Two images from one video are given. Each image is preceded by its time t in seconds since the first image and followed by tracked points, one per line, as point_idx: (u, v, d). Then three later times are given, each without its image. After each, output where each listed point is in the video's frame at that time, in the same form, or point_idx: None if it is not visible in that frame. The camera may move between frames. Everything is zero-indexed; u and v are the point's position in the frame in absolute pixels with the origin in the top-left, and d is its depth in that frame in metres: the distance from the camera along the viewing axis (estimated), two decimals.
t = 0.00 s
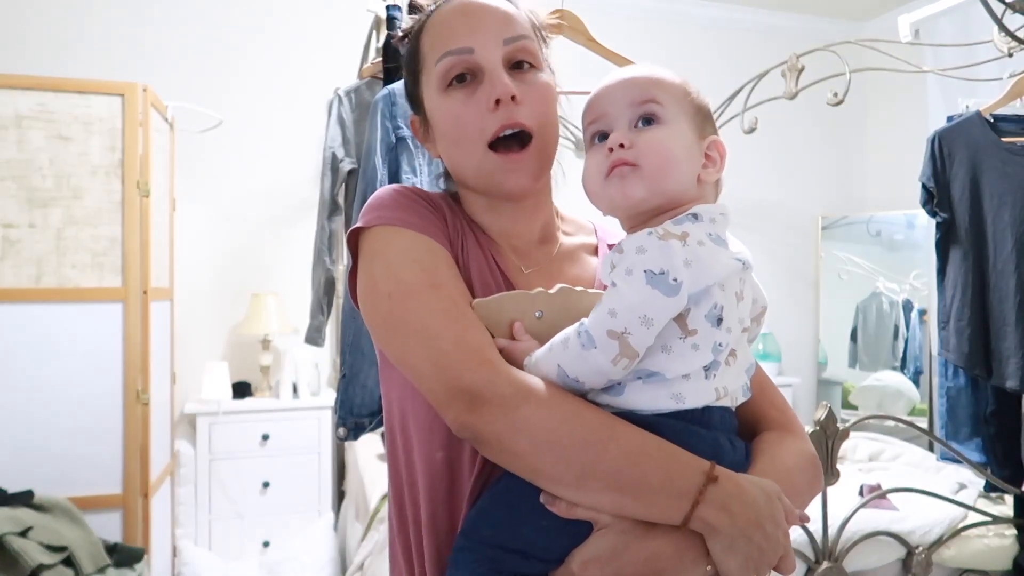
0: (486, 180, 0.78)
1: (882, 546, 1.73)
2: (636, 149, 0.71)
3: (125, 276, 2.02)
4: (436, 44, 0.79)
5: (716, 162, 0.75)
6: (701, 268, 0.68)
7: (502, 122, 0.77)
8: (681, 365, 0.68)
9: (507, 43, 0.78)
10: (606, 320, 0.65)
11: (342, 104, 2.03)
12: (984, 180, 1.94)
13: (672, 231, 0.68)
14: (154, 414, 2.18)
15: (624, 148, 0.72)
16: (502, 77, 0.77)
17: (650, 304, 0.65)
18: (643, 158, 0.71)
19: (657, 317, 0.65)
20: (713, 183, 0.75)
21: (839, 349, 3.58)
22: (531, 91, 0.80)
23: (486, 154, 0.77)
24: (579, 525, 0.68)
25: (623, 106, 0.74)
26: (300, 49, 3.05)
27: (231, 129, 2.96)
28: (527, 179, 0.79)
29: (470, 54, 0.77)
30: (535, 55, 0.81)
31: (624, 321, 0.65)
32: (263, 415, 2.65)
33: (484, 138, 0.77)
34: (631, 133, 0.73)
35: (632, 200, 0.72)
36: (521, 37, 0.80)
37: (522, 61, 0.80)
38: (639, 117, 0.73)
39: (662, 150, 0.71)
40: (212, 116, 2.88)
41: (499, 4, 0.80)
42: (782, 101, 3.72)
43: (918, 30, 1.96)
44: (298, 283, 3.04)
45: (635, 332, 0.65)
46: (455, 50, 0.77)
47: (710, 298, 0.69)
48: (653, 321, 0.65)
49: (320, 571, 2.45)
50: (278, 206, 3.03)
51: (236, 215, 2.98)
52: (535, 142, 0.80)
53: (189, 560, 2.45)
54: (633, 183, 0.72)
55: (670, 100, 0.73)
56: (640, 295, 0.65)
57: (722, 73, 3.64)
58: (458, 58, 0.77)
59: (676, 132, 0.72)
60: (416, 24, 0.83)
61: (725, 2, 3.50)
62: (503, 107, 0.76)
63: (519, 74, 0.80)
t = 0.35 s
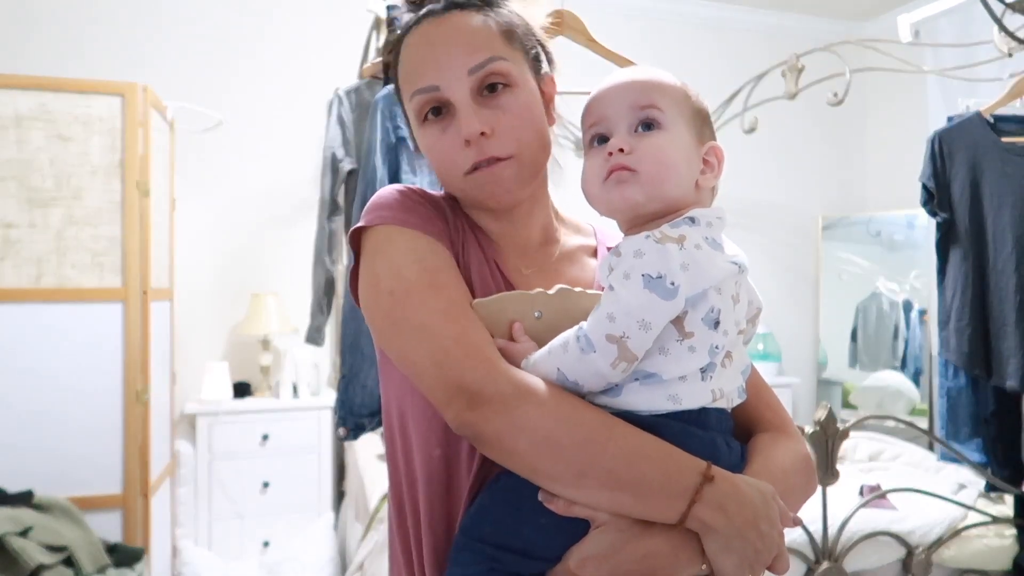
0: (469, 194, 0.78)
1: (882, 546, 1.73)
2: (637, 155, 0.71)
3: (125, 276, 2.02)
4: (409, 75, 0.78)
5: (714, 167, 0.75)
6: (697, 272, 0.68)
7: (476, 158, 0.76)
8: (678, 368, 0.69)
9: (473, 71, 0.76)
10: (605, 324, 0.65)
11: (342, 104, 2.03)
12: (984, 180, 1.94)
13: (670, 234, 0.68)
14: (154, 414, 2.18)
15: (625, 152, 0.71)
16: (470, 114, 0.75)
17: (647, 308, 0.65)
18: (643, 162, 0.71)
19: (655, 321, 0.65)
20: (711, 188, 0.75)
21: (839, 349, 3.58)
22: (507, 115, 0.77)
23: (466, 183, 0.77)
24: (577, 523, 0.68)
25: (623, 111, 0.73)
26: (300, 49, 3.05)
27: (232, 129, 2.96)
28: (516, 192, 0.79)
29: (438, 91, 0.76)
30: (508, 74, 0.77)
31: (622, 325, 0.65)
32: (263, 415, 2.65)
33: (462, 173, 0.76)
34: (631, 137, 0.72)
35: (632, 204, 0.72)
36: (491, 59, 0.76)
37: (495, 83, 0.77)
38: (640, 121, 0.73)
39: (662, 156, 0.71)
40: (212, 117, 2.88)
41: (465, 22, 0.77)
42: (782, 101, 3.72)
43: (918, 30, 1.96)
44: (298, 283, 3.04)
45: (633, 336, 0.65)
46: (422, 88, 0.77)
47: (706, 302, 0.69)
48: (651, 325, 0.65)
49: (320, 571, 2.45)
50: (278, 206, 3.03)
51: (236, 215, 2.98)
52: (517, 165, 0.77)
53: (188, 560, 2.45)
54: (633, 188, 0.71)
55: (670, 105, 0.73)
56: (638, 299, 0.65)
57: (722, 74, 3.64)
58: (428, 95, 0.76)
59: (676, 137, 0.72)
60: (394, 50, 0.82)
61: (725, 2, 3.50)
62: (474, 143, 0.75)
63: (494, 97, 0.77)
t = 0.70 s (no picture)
0: (476, 204, 0.79)
1: (882, 546, 1.73)
2: (649, 156, 0.71)
3: (125, 276, 2.02)
4: (413, 82, 0.77)
5: (724, 173, 0.75)
6: (700, 282, 0.68)
7: (485, 171, 0.76)
8: (682, 376, 0.69)
9: (482, 82, 0.75)
10: (610, 337, 0.65)
11: (342, 104, 2.03)
12: (984, 180, 1.94)
13: (672, 244, 0.68)
14: (154, 414, 2.18)
15: (637, 152, 0.71)
16: (478, 126, 0.75)
17: (651, 320, 0.65)
18: (654, 164, 0.71)
19: (659, 333, 0.65)
20: (719, 195, 0.75)
21: (839, 349, 3.58)
22: (515, 126, 0.77)
23: (475, 194, 0.77)
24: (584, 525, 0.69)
25: (639, 109, 0.73)
26: (300, 49, 3.05)
27: (232, 129, 2.96)
28: (521, 198, 0.80)
29: (444, 101, 0.75)
30: (516, 83, 0.77)
31: (627, 338, 0.65)
32: (262, 415, 2.65)
33: (472, 186, 0.77)
34: (645, 137, 0.72)
35: (639, 204, 0.71)
36: (499, 68, 0.76)
37: (502, 92, 0.77)
38: (655, 121, 0.72)
39: (675, 159, 0.71)
40: (213, 117, 2.88)
41: (472, 29, 0.75)
42: (782, 101, 3.72)
43: (918, 30, 1.96)
44: (298, 283, 3.04)
45: (639, 349, 0.65)
46: (428, 97, 0.75)
47: (709, 311, 0.69)
48: (656, 337, 0.65)
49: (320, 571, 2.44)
50: (279, 206, 3.03)
51: (236, 215, 2.98)
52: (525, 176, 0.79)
53: (188, 560, 2.45)
54: (641, 189, 0.71)
55: (687, 106, 0.72)
56: (641, 311, 0.65)
57: (722, 74, 3.64)
58: (434, 105, 0.76)
59: (690, 141, 0.72)
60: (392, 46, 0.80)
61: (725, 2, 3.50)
62: (484, 157, 0.75)
63: (501, 107, 0.77)
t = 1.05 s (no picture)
0: (484, 198, 0.79)
1: (881, 546, 1.73)
2: (677, 165, 0.70)
3: (125, 276, 2.02)
4: (424, 75, 0.77)
5: (741, 181, 0.75)
6: (710, 281, 0.68)
7: (495, 163, 0.76)
8: (691, 375, 0.69)
9: (494, 75, 0.76)
10: (624, 336, 0.65)
11: (342, 104, 2.03)
12: (984, 181, 1.94)
13: (683, 244, 0.68)
14: (154, 414, 2.18)
15: (664, 160, 0.70)
16: (490, 117, 0.75)
17: (664, 320, 0.65)
18: (681, 176, 0.70)
19: (672, 332, 0.65)
20: (733, 203, 0.76)
21: (838, 349, 3.58)
22: (526, 119, 0.77)
23: (483, 187, 0.77)
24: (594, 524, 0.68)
25: (669, 113, 0.71)
26: (300, 49, 3.05)
27: (231, 129, 2.96)
28: (530, 195, 0.80)
29: (457, 92, 0.75)
30: (527, 77, 0.78)
31: (641, 337, 0.65)
32: (263, 415, 2.65)
33: (480, 177, 0.77)
34: (673, 143, 0.71)
35: (661, 212, 0.71)
36: (511, 61, 0.76)
37: (513, 85, 0.77)
38: (684, 127, 0.71)
39: (702, 169, 0.70)
40: (213, 116, 2.88)
41: (485, 22, 0.75)
42: (782, 101, 3.72)
43: (918, 30, 1.96)
44: (298, 283, 3.04)
45: (652, 347, 0.65)
46: (441, 89, 0.75)
47: (717, 310, 0.69)
48: (669, 335, 0.65)
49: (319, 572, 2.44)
50: (279, 206, 3.03)
51: (236, 215, 2.98)
52: (533, 171, 0.78)
53: (189, 560, 2.45)
54: (667, 197, 0.70)
55: (717, 115, 0.72)
56: (654, 310, 0.65)
57: (722, 74, 3.64)
58: (446, 97, 0.76)
59: (717, 151, 0.71)
60: (402, 39, 0.80)
61: (725, 2, 3.50)
62: (495, 148, 0.75)
63: (511, 100, 0.77)
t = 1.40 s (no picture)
0: (491, 182, 0.78)
1: (882, 546, 1.73)
2: (685, 169, 0.70)
3: (125, 276, 2.02)
4: (431, 58, 0.78)
5: (743, 181, 0.76)
6: (709, 275, 0.68)
7: (503, 136, 0.75)
8: (691, 370, 0.69)
9: (502, 53, 0.77)
10: (620, 327, 0.65)
11: (342, 104, 2.03)
12: (984, 181, 1.94)
13: (682, 236, 0.68)
14: (154, 414, 2.18)
15: (672, 164, 0.70)
16: (499, 92, 0.76)
17: (665, 313, 0.65)
18: (691, 180, 0.70)
19: (671, 325, 0.65)
20: (734, 203, 0.77)
21: (838, 349, 3.58)
22: (532, 96, 0.77)
23: (488, 165, 0.76)
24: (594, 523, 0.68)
25: (677, 116, 0.71)
26: (300, 49, 3.05)
27: (232, 129, 2.96)
28: (535, 182, 0.79)
29: (465, 68, 0.76)
30: (531, 59, 0.79)
31: (637, 328, 0.65)
32: (263, 415, 2.65)
33: (486, 154, 0.76)
34: (680, 147, 0.71)
35: (666, 217, 0.71)
36: (517, 41, 0.78)
37: (518, 67, 0.78)
38: (692, 130, 0.71)
39: (709, 173, 0.71)
40: (213, 117, 2.88)
41: (490, 8, 0.78)
42: (782, 101, 3.72)
43: (918, 30, 1.96)
44: (298, 283, 3.04)
45: (648, 339, 0.65)
46: (449, 66, 0.76)
47: (718, 304, 0.69)
48: (665, 327, 0.65)
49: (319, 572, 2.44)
50: (279, 206, 3.03)
51: (236, 215, 2.97)
52: (539, 149, 0.78)
53: (189, 560, 2.45)
54: (673, 203, 0.70)
55: (725, 119, 0.72)
56: (653, 303, 0.65)
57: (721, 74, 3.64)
58: (454, 73, 0.76)
59: (723, 154, 0.72)
60: (410, 37, 0.82)
61: (725, 2, 3.50)
62: (503, 120, 0.75)
63: (517, 80, 0.78)
